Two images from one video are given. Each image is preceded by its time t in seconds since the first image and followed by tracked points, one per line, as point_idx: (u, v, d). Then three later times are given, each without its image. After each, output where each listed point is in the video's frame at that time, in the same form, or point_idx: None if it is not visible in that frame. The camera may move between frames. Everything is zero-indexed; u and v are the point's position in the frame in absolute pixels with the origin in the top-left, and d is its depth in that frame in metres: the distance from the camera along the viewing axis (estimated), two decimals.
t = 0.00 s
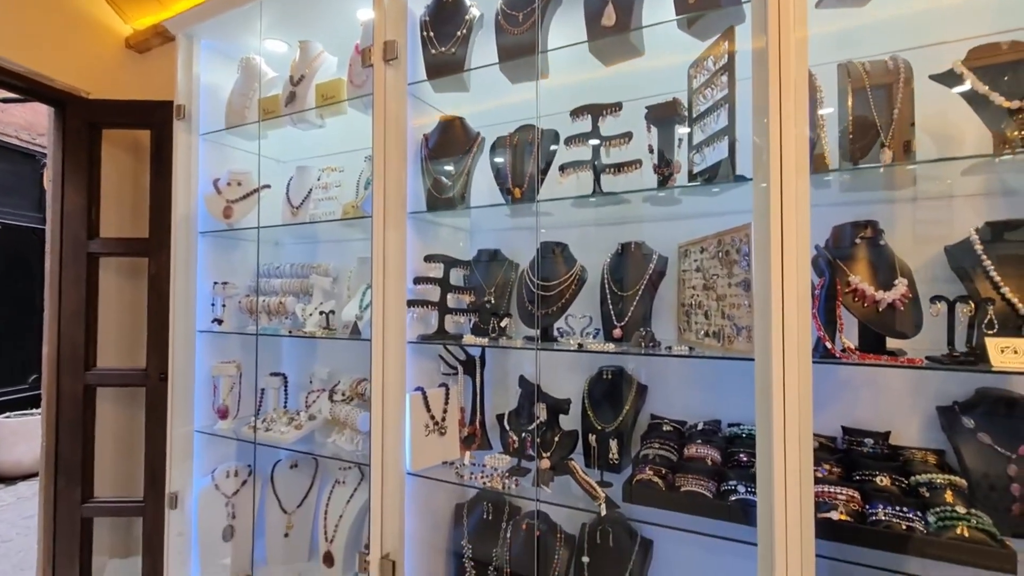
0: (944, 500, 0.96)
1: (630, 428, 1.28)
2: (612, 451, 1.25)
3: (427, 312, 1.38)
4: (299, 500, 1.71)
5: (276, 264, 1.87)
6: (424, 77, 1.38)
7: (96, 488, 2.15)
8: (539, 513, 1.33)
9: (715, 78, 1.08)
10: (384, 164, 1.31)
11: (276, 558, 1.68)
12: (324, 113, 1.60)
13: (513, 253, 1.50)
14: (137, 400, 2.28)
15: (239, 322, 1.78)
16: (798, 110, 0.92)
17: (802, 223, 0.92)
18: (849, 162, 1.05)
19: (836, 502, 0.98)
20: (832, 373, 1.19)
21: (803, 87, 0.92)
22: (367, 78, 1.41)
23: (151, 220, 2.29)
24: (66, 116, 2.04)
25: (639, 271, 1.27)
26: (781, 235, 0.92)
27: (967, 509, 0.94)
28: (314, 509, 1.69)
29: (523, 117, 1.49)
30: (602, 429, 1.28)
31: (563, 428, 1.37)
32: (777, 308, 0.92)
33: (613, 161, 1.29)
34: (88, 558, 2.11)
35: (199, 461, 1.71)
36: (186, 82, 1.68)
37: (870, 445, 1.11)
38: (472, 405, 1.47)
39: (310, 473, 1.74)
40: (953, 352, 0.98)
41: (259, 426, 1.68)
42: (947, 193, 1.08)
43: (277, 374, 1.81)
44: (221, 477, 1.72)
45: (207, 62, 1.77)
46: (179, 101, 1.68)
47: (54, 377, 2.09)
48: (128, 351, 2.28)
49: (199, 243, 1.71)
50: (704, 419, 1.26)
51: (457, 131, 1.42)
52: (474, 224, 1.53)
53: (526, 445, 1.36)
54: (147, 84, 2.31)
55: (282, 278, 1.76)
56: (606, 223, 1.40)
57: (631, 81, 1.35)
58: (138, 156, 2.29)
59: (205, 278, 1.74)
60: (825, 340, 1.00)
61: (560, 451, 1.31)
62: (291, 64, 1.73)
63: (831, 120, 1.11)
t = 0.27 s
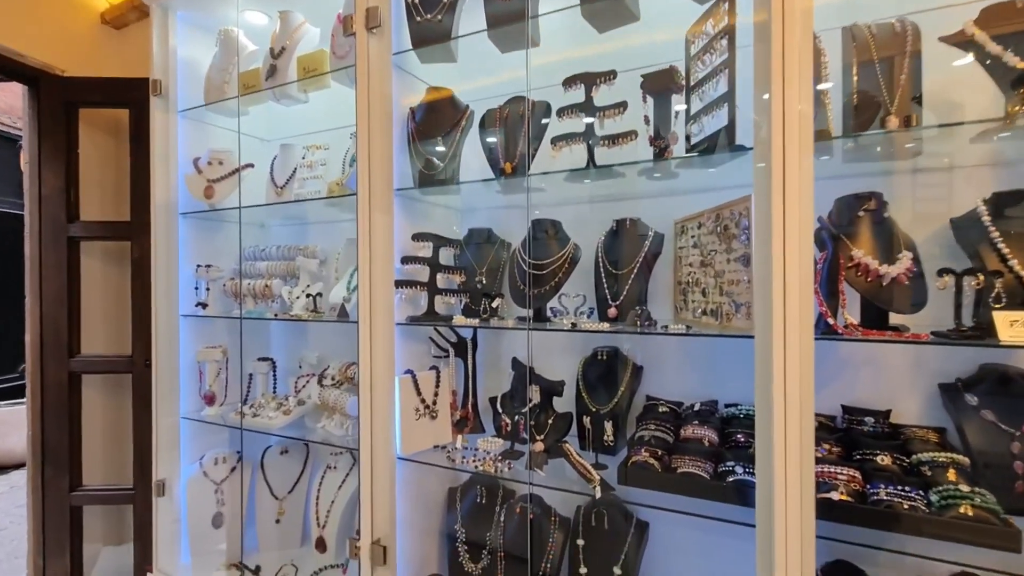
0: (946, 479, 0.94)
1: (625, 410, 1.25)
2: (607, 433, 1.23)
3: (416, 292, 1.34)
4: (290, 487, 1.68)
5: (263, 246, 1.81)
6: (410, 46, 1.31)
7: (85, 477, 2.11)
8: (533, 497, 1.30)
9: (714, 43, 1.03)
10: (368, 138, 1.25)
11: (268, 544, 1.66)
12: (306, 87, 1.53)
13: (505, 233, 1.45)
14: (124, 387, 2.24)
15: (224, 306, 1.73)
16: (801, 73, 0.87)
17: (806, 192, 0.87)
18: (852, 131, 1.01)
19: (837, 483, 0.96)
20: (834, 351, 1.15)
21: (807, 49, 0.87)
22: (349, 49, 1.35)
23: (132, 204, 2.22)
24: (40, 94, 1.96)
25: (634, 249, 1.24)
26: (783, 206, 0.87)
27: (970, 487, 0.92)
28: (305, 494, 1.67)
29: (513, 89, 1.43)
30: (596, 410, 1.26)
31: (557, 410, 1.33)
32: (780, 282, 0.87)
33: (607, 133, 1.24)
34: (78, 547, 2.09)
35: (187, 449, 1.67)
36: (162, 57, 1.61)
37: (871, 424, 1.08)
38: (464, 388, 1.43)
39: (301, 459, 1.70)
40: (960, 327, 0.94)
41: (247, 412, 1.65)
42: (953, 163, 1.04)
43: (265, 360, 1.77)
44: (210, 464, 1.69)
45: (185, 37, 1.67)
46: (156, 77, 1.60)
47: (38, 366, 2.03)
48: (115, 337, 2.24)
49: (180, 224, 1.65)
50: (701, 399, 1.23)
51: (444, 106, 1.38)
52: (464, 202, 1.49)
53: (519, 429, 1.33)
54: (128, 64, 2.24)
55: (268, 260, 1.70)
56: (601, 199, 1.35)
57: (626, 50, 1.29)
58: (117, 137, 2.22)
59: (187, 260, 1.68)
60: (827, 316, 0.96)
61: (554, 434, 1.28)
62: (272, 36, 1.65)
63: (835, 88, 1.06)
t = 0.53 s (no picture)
0: (969, 484, 0.86)
1: (623, 408, 1.18)
2: (604, 433, 1.16)
3: (402, 286, 1.27)
4: (275, 488, 1.61)
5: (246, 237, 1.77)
6: (392, 22, 1.23)
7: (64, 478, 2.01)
8: (525, 500, 1.24)
9: (719, 13, 0.95)
10: (348, 120, 1.17)
11: (252, 548, 1.60)
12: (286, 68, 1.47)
13: (496, 222, 1.37)
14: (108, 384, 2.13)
15: (204, 301, 1.66)
16: (817, 39, 0.78)
17: (821, 173, 0.79)
18: (869, 107, 0.93)
19: (851, 489, 0.89)
20: (847, 346, 1.07)
21: (823, 19, 0.78)
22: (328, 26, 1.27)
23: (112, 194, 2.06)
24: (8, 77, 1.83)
25: (633, 239, 1.16)
26: (796, 187, 0.78)
27: (996, 493, 0.84)
28: (291, 496, 1.60)
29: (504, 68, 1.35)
30: (592, 409, 1.19)
31: (551, 409, 1.27)
32: (791, 273, 0.79)
33: (604, 113, 1.16)
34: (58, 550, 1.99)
35: (165, 451, 1.59)
36: (135, 39, 1.50)
37: (885, 423, 1.02)
38: (455, 386, 1.37)
39: (286, 461, 1.63)
40: (987, 319, 0.88)
41: (227, 411, 1.58)
42: (975, 143, 0.96)
43: (249, 356, 1.70)
44: (190, 466, 1.63)
45: (158, 19, 1.56)
46: (127, 59, 1.49)
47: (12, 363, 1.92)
48: (97, 333, 2.10)
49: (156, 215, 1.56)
50: (704, 397, 1.16)
51: (432, 84, 1.30)
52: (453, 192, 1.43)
53: (511, 428, 1.27)
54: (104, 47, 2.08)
55: (251, 253, 1.63)
56: (598, 185, 1.27)
57: (623, 25, 1.21)
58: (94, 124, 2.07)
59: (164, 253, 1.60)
60: (842, 308, 0.87)
61: (549, 434, 1.22)
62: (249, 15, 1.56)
63: (849, 62, 0.98)
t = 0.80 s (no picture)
0: (1005, 505, 0.77)
1: (620, 416, 1.09)
2: (599, 443, 1.07)
3: (382, 283, 1.18)
4: (255, 496, 1.53)
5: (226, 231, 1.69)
6: None
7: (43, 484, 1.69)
8: (513, 514, 1.15)
9: None
10: (321, 104, 1.08)
11: (230, 558, 1.52)
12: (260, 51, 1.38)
13: (485, 216, 1.29)
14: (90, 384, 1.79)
15: (180, 299, 1.59)
16: (844, 2, 0.68)
17: (845, 158, 0.69)
18: (896, 84, 0.82)
19: (872, 510, 0.80)
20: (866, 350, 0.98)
21: None
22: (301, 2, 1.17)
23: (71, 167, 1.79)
24: None
25: (631, 233, 1.07)
26: (817, 173, 0.69)
27: None
28: (271, 504, 1.52)
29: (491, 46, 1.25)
30: (587, 416, 1.10)
31: (543, 415, 1.18)
32: (810, 271, 0.70)
33: (599, 94, 1.07)
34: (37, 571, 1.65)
35: (137, 457, 1.49)
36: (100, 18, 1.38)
37: (907, 434, 0.93)
38: (441, 390, 1.28)
39: (267, 466, 1.55)
40: None
41: (202, 416, 1.50)
42: (1015, 126, 0.86)
43: (227, 357, 1.62)
44: (164, 473, 1.56)
45: None
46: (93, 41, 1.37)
47: None
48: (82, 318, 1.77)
49: (124, 207, 1.46)
50: (707, 404, 1.08)
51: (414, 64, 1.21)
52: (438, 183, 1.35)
53: (499, 438, 1.18)
54: (80, 27, 1.78)
55: (229, 248, 1.54)
56: (595, 175, 1.18)
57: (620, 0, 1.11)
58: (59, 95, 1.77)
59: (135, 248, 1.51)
60: (865, 310, 0.78)
61: (540, 441, 1.13)
62: None
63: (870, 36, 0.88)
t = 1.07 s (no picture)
0: None
1: (616, 418, 1.02)
2: (594, 447, 1.01)
3: (364, 276, 1.12)
4: (238, 497, 1.46)
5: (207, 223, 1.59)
6: None
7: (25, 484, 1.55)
8: (500, 521, 1.08)
9: None
10: (295, 82, 1.00)
11: (212, 562, 1.45)
12: (236, 30, 1.31)
13: (475, 205, 1.21)
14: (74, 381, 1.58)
15: (155, 293, 1.51)
16: None
17: (868, 134, 0.62)
18: (919, 56, 0.75)
19: (891, 524, 0.74)
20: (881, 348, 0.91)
21: None
22: None
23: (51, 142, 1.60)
24: None
25: (629, 224, 0.99)
26: (834, 151, 0.62)
27: None
28: (254, 506, 1.44)
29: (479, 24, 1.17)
30: (581, 418, 1.04)
31: (534, 417, 1.12)
32: (825, 259, 0.63)
33: (593, 72, 1.00)
34: None
35: (113, 457, 1.46)
36: None
37: (924, 440, 0.85)
38: (428, 389, 1.22)
39: (250, 468, 1.47)
40: None
41: (179, 415, 1.44)
42: None
43: (209, 354, 1.55)
44: (141, 474, 1.50)
45: None
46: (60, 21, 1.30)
47: None
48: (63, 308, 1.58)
49: (98, 196, 1.41)
50: (709, 405, 1.01)
51: (394, 39, 1.10)
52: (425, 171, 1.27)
53: (487, 441, 1.11)
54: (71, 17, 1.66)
55: (208, 240, 1.47)
56: (590, 161, 1.11)
57: None
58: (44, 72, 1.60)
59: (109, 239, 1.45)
60: (884, 305, 0.72)
61: (530, 445, 1.07)
62: None
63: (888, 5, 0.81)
